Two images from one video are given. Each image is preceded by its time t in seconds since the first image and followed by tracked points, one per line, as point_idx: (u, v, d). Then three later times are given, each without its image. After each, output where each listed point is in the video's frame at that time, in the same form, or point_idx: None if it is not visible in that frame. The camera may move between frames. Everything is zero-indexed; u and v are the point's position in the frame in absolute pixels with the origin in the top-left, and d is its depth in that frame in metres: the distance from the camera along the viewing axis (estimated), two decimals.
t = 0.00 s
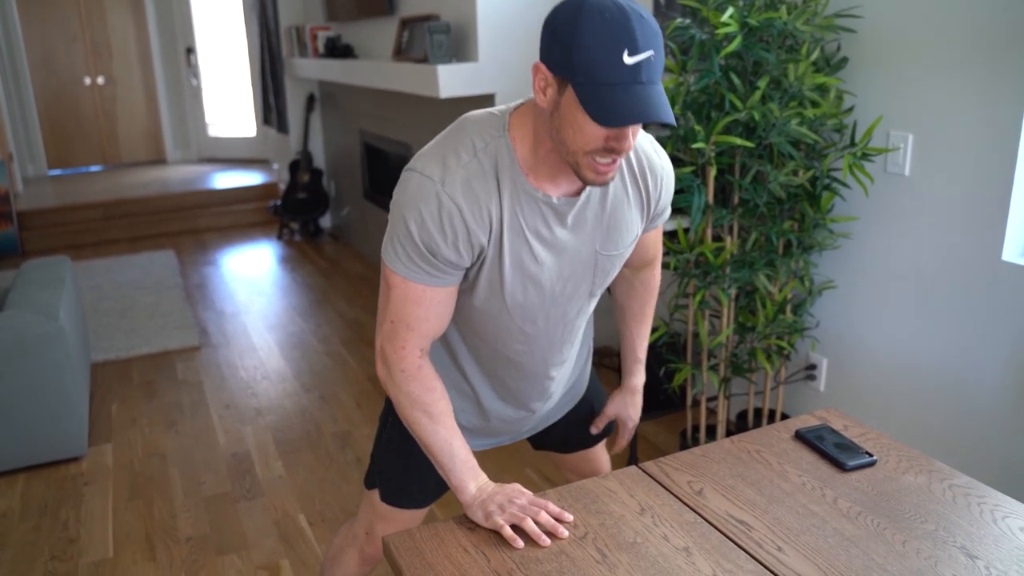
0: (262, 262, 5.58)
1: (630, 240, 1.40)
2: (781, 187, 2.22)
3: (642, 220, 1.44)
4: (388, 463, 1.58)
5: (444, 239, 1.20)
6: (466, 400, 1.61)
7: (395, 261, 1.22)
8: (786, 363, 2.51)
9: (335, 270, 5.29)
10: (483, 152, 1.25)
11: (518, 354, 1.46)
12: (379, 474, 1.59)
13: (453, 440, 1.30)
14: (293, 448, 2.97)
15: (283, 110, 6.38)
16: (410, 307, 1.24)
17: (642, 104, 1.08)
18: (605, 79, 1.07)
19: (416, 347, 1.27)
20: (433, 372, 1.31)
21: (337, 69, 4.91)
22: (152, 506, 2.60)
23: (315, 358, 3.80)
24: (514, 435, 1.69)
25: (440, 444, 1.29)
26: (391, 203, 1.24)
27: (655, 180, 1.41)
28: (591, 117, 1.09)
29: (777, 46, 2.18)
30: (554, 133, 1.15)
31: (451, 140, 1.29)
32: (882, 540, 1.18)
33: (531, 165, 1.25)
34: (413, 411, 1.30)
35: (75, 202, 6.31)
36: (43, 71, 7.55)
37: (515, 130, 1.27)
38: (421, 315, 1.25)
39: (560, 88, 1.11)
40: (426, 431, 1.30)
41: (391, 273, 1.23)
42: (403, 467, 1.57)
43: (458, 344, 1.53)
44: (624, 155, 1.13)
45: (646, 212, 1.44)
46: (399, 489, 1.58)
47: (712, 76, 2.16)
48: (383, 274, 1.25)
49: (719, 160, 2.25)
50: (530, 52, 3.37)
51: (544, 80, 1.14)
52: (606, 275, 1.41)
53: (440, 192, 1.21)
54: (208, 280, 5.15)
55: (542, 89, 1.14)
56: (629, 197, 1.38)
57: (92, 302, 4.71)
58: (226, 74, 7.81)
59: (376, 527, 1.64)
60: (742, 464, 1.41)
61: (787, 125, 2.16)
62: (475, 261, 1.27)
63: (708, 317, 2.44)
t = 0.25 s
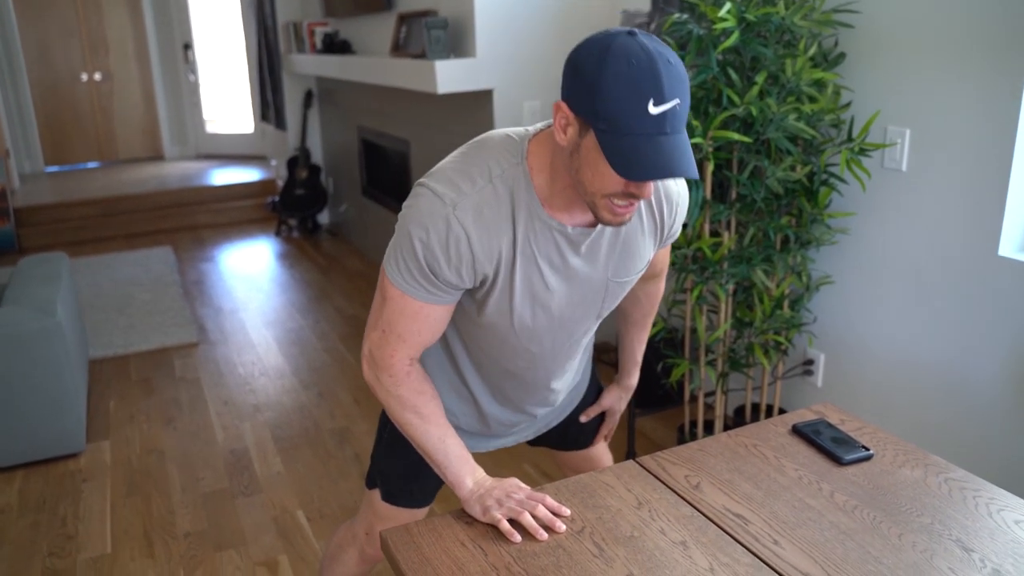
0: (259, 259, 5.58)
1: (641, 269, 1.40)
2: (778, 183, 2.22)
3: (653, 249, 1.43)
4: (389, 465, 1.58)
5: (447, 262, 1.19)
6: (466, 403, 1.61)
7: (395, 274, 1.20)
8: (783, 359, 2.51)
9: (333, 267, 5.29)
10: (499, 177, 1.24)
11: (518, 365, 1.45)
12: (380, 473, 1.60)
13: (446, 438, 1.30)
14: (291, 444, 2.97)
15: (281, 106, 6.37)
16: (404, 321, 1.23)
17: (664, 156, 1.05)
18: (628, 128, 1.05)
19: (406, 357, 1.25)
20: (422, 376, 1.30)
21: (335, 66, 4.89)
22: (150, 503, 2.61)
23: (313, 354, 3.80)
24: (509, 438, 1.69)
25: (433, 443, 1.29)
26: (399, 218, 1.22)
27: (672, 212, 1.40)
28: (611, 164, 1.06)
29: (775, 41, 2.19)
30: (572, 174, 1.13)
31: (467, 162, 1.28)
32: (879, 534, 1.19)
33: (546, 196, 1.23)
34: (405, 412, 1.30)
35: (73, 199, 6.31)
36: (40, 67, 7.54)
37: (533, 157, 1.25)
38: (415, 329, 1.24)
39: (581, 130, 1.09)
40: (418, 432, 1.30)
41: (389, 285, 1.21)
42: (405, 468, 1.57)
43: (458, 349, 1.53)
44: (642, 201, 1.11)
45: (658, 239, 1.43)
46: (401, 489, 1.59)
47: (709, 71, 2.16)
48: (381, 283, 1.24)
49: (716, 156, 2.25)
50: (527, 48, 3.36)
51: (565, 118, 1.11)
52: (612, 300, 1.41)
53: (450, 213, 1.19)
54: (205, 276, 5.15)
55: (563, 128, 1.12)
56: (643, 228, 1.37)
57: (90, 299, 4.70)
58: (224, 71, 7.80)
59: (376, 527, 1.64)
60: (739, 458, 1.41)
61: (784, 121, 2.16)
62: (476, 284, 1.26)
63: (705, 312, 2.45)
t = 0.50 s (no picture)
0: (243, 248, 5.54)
1: (635, 286, 1.41)
2: (763, 172, 2.22)
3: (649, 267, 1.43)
4: (379, 457, 1.58)
5: (438, 273, 1.19)
6: (454, 397, 1.61)
7: (385, 277, 1.19)
8: (766, 348, 2.52)
9: (317, 256, 5.26)
10: (501, 195, 1.24)
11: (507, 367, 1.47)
12: (366, 465, 1.60)
13: (427, 428, 1.29)
14: (275, 433, 2.96)
15: (265, 95, 6.31)
16: (386, 321, 1.22)
17: (673, 200, 1.05)
18: (638, 170, 1.03)
19: (385, 353, 1.25)
20: (402, 369, 1.29)
21: (320, 54, 4.85)
22: (132, 493, 2.59)
23: (297, 345, 3.78)
24: (494, 432, 1.68)
25: (414, 433, 1.29)
26: (395, 224, 1.22)
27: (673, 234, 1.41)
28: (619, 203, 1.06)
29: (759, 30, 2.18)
30: (579, 203, 1.13)
31: (472, 176, 1.27)
32: (859, 520, 1.19)
33: (549, 218, 1.23)
34: (385, 403, 1.28)
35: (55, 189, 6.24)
36: (20, 55, 7.44)
37: (538, 178, 1.25)
38: (399, 330, 1.23)
39: (591, 165, 1.08)
40: (398, 423, 1.29)
41: (376, 285, 1.20)
42: (396, 459, 1.57)
43: (449, 346, 1.54)
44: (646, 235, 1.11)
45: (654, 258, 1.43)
46: (391, 480, 1.59)
47: (694, 60, 2.16)
48: (368, 281, 1.22)
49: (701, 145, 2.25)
50: (513, 36, 3.34)
51: (575, 150, 1.11)
52: (603, 315, 1.42)
53: (449, 227, 1.19)
54: (189, 266, 5.11)
55: (573, 158, 1.11)
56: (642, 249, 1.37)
57: (72, 289, 4.66)
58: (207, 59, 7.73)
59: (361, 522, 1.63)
60: (722, 446, 1.41)
61: (769, 109, 2.16)
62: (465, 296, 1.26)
63: (690, 302, 2.45)
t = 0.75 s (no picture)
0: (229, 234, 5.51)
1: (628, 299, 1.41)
2: (750, 159, 2.22)
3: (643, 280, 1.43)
4: (367, 446, 1.58)
5: (431, 281, 1.19)
6: (443, 390, 1.60)
7: (377, 278, 1.18)
8: (751, 335, 2.53)
9: (305, 243, 5.23)
10: (504, 211, 1.23)
11: (496, 365, 1.47)
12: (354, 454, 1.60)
13: (410, 413, 1.29)
14: (261, 420, 2.95)
15: (252, 80, 6.26)
16: (369, 317, 1.21)
17: (681, 240, 1.04)
18: (649, 209, 1.03)
19: (366, 345, 1.24)
20: (385, 357, 1.28)
21: (307, 39, 4.81)
22: (116, 479, 2.58)
23: (284, 331, 3.77)
24: (481, 422, 1.68)
25: (397, 419, 1.28)
26: (393, 226, 1.21)
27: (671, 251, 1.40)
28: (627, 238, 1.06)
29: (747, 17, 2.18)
30: (587, 230, 1.12)
31: (477, 188, 1.26)
32: (841, 506, 1.20)
33: (553, 239, 1.22)
34: (368, 390, 1.28)
35: (39, 173, 6.18)
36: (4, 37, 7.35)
37: (542, 196, 1.23)
38: (382, 327, 1.22)
39: (601, 198, 1.07)
40: (381, 408, 1.29)
41: (365, 280, 1.19)
42: (383, 448, 1.57)
43: (439, 339, 1.53)
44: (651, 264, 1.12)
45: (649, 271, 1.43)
46: (378, 468, 1.58)
47: (681, 46, 2.15)
48: (358, 274, 1.21)
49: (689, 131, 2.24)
50: (502, 22, 3.32)
51: (584, 178, 1.10)
52: (595, 324, 1.42)
53: (448, 239, 1.19)
54: (175, 252, 5.07)
55: (583, 187, 1.10)
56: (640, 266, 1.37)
57: (56, 274, 4.62)
58: (194, 44, 7.66)
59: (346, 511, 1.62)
60: (707, 431, 1.42)
61: (757, 97, 2.15)
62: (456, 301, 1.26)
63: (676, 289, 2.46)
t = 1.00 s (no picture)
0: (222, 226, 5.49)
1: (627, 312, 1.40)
2: (742, 149, 2.22)
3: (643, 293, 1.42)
4: (362, 437, 1.57)
5: (427, 294, 1.19)
6: (436, 388, 1.59)
7: (375, 284, 1.19)
8: (744, 326, 2.53)
9: (298, 234, 5.22)
10: (508, 232, 1.22)
11: (491, 365, 1.47)
12: (347, 449, 1.59)
13: (400, 404, 1.29)
14: (254, 411, 2.94)
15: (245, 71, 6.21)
16: (361, 316, 1.21)
17: (687, 279, 1.05)
18: (657, 246, 1.03)
19: (354, 340, 1.24)
20: (375, 349, 1.28)
21: (299, 30, 4.78)
22: (109, 471, 2.57)
23: (277, 322, 3.76)
24: (477, 416, 1.67)
25: (388, 410, 1.29)
26: (397, 233, 1.22)
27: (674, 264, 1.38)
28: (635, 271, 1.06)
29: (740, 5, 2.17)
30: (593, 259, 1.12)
31: (486, 206, 1.25)
32: (833, 495, 1.20)
33: (557, 262, 1.21)
34: (357, 381, 1.28)
35: (31, 165, 6.15)
36: None
37: (547, 218, 1.21)
38: (372, 326, 1.22)
39: (609, 231, 1.07)
40: (372, 399, 1.29)
41: (362, 281, 1.20)
42: (378, 440, 1.57)
43: (432, 336, 1.53)
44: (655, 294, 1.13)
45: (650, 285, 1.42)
46: (373, 461, 1.58)
47: (674, 35, 2.15)
48: (356, 273, 1.22)
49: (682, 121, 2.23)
50: (495, 12, 3.31)
51: (592, 209, 1.09)
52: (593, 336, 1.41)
53: (450, 256, 1.19)
54: (167, 243, 5.05)
55: (592, 217, 1.09)
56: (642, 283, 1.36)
57: (48, 266, 4.60)
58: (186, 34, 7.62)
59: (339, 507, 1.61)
60: (700, 421, 1.42)
61: (749, 86, 2.15)
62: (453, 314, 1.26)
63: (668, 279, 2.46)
